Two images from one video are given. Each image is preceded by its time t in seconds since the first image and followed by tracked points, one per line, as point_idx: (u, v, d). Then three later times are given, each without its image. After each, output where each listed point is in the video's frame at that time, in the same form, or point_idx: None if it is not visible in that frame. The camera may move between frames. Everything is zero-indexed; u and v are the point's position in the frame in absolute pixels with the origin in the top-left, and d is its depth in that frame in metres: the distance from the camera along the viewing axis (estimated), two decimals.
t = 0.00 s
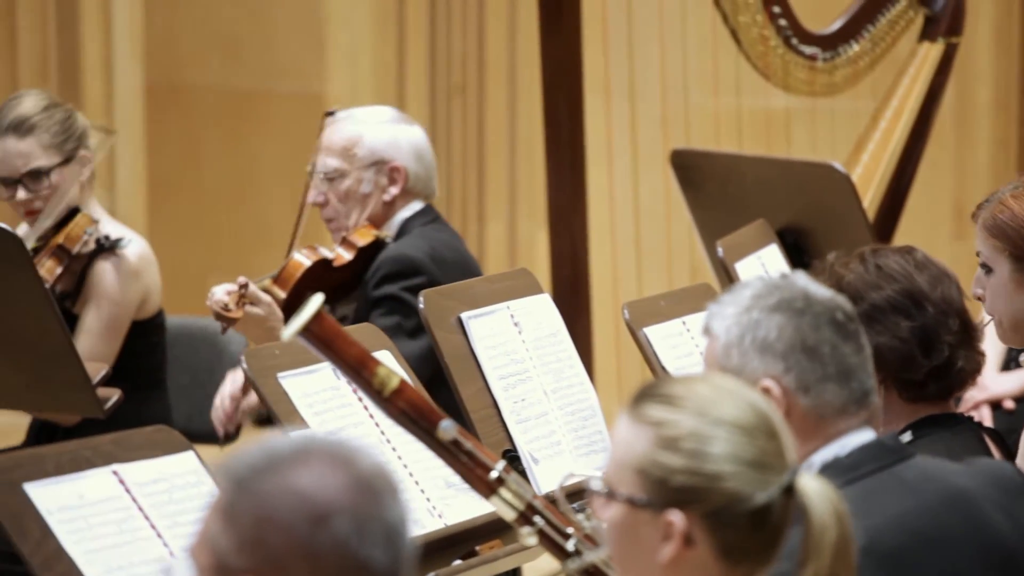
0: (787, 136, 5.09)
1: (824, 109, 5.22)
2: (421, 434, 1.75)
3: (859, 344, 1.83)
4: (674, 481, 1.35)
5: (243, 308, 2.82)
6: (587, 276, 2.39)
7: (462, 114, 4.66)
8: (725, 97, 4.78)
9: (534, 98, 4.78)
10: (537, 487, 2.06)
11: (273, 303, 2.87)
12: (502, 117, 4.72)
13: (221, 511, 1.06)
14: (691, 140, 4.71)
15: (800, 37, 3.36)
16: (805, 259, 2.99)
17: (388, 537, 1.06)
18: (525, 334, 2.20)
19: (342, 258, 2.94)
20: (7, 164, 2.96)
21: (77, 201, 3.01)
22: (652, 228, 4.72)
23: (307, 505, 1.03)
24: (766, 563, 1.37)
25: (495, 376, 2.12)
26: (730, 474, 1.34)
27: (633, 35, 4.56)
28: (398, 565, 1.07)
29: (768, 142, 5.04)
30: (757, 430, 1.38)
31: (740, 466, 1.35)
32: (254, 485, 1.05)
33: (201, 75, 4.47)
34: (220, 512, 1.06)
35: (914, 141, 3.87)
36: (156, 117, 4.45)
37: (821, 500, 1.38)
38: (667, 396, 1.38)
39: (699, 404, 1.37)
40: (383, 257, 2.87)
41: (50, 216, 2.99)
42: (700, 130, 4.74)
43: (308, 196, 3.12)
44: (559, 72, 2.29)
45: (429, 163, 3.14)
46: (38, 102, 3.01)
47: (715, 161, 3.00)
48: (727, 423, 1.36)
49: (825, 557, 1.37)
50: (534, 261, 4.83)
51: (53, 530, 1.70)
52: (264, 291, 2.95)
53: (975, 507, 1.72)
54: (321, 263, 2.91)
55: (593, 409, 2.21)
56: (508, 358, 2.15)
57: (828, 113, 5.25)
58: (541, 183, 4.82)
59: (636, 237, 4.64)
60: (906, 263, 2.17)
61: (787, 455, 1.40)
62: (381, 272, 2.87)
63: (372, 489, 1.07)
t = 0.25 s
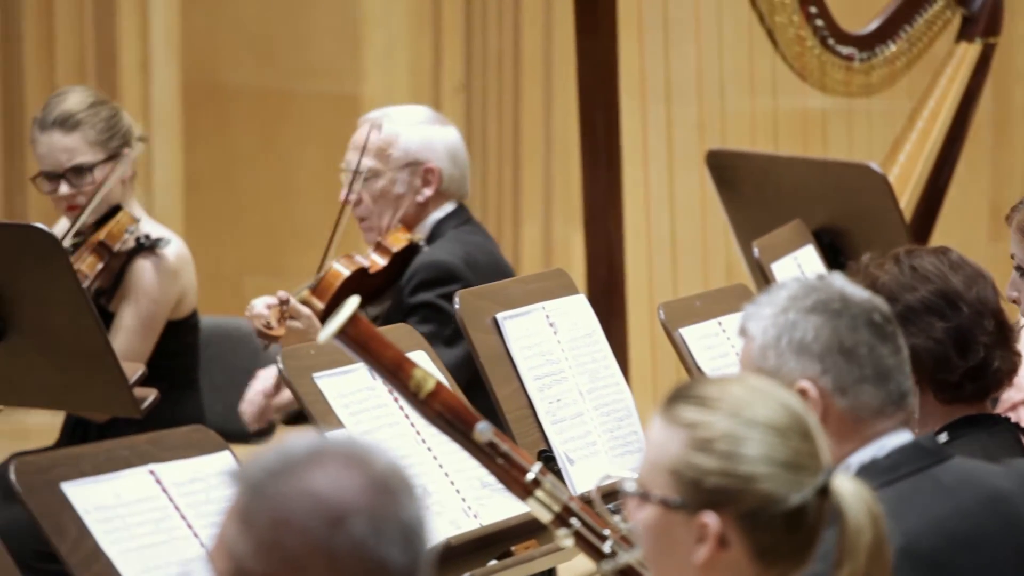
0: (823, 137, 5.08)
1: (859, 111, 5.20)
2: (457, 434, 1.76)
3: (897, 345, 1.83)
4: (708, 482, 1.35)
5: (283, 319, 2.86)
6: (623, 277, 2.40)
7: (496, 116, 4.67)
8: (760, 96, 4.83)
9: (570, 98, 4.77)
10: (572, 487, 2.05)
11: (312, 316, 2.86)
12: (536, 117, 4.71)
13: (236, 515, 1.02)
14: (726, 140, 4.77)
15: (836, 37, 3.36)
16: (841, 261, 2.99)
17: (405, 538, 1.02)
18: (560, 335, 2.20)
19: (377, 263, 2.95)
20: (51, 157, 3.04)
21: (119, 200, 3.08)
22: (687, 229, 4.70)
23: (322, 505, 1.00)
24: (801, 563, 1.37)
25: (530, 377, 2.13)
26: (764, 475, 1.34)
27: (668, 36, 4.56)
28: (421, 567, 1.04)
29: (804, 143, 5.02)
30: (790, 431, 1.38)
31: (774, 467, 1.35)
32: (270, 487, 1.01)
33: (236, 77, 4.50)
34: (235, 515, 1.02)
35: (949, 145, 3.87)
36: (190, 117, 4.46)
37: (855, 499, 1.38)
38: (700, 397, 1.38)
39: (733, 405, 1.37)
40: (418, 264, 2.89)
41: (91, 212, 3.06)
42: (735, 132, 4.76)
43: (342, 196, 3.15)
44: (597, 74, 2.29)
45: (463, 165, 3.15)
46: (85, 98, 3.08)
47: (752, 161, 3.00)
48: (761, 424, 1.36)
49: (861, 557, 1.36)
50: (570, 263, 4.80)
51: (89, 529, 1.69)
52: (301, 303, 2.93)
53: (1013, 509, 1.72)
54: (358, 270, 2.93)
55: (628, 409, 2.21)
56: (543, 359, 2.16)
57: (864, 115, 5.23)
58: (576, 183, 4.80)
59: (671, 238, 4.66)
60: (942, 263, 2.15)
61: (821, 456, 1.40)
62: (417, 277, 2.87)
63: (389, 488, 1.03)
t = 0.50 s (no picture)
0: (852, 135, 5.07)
1: (888, 109, 5.18)
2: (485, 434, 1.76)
3: (926, 345, 1.82)
4: (733, 483, 1.35)
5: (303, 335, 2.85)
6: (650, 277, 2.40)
7: (524, 116, 4.69)
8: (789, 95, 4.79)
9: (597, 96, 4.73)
10: (600, 488, 2.05)
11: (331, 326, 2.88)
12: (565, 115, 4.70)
13: (252, 516, 1.03)
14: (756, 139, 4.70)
15: (865, 37, 3.35)
16: (871, 261, 2.99)
17: (421, 535, 1.03)
18: (588, 334, 2.21)
19: (393, 271, 2.99)
20: (76, 160, 3.05)
21: (145, 201, 3.12)
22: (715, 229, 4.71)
23: (337, 506, 1.01)
24: (826, 564, 1.37)
25: (557, 376, 2.13)
26: (790, 476, 1.34)
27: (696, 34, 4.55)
28: (436, 563, 1.04)
29: (834, 141, 5.01)
30: (816, 432, 1.38)
31: (800, 468, 1.35)
32: (285, 489, 1.02)
33: (267, 78, 4.53)
34: (252, 515, 1.03)
35: (980, 142, 3.85)
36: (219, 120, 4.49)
37: (881, 500, 1.38)
38: (724, 397, 1.38)
39: (758, 404, 1.37)
40: (435, 269, 2.88)
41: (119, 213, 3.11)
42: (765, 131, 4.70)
43: (359, 195, 3.18)
44: (625, 76, 2.29)
45: (480, 166, 3.14)
46: (108, 101, 3.10)
47: (781, 160, 2.99)
48: (786, 424, 1.36)
49: (886, 556, 1.37)
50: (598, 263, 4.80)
51: (118, 529, 1.71)
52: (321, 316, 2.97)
53: None
54: (375, 280, 2.98)
55: (656, 409, 2.21)
56: (571, 359, 2.16)
57: (893, 113, 5.20)
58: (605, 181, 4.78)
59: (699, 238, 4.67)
60: (971, 262, 2.15)
61: (846, 456, 1.40)
62: (434, 283, 2.87)
63: (403, 486, 1.03)
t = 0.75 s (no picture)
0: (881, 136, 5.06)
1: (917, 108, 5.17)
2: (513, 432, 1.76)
3: (958, 345, 1.82)
4: (759, 486, 1.35)
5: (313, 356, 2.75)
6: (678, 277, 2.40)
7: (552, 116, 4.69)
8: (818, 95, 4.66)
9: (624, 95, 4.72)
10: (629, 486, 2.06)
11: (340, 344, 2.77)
12: (593, 115, 4.70)
13: (269, 516, 1.05)
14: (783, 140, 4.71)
15: (894, 36, 3.34)
16: (899, 261, 2.98)
17: (437, 534, 1.04)
18: (617, 335, 2.21)
19: (401, 281, 2.90)
20: (115, 155, 3.09)
21: (179, 199, 3.12)
22: (742, 229, 4.72)
23: (353, 504, 1.02)
24: (852, 567, 1.37)
25: (585, 376, 2.13)
26: (816, 480, 1.35)
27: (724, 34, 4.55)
28: (452, 563, 1.05)
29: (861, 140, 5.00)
30: (841, 435, 1.38)
31: (824, 471, 1.35)
32: (301, 488, 1.04)
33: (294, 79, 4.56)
34: (268, 516, 1.05)
35: (1010, 142, 3.82)
36: (248, 119, 4.56)
37: (906, 504, 1.38)
38: (748, 401, 1.38)
39: (782, 408, 1.38)
40: (444, 277, 2.87)
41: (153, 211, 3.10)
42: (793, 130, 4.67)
43: (367, 198, 3.16)
44: (654, 76, 2.30)
45: (490, 170, 3.13)
46: (147, 98, 3.12)
47: (809, 161, 2.99)
48: (809, 428, 1.36)
49: (913, 559, 1.36)
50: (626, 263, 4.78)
51: (147, 529, 1.71)
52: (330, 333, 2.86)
53: None
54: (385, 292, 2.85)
55: (684, 408, 2.22)
56: (599, 359, 2.16)
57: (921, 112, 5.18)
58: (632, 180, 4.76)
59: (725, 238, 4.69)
60: (1004, 262, 2.14)
61: (870, 458, 1.40)
62: (445, 292, 2.86)
63: (419, 485, 1.05)
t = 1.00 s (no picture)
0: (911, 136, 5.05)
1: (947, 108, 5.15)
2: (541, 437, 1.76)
3: (985, 346, 1.82)
4: (793, 487, 1.35)
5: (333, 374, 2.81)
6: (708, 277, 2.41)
7: (581, 115, 4.68)
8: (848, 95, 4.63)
9: (656, 93, 4.71)
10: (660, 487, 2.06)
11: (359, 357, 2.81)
12: (622, 115, 4.68)
13: (298, 519, 1.03)
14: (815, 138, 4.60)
15: (926, 37, 3.35)
16: (932, 262, 2.98)
17: (466, 533, 1.02)
18: (648, 335, 2.21)
19: (417, 290, 2.94)
20: (142, 160, 3.10)
21: (209, 201, 3.16)
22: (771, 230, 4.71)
23: (381, 503, 1.00)
24: (887, 566, 1.37)
25: (617, 376, 2.13)
26: (850, 480, 1.34)
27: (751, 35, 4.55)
28: (482, 563, 1.03)
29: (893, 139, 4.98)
30: (875, 435, 1.38)
31: (858, 471, 1.35)
32: (330, 490, 1.02)
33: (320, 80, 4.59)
34: (297, 520, 1.03)
35: None
36: (274, 121, 4.58)
37: (940, 498, 1.38)
38: (782, 402, 1.38)
39: (816, 409, 1.37)
40: (461, 285, 2.86)
41: (183, 212, 3.15)
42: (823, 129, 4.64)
43: (383, 202, 3.17)
44: (687, 76, 2.30)
45: (505, 176, 3.10)
46: (173, 100, 3.15)
47: (841, 161, 2.98)
48: (844, 428, 1.36)
49: (948, 559, 1.35)
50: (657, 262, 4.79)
51: (179, 528, 1.69)
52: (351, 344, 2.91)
53: None
54: (402, 303, 2.91)
55: (715, 408, 2.23)
56: (630, 359, 2.16)
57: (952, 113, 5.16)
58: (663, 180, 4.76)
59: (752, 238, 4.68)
60: None
61: (905, 459, 1.40)
62: (462, 299, 2.85)
63: (447, 485, 1.03)
